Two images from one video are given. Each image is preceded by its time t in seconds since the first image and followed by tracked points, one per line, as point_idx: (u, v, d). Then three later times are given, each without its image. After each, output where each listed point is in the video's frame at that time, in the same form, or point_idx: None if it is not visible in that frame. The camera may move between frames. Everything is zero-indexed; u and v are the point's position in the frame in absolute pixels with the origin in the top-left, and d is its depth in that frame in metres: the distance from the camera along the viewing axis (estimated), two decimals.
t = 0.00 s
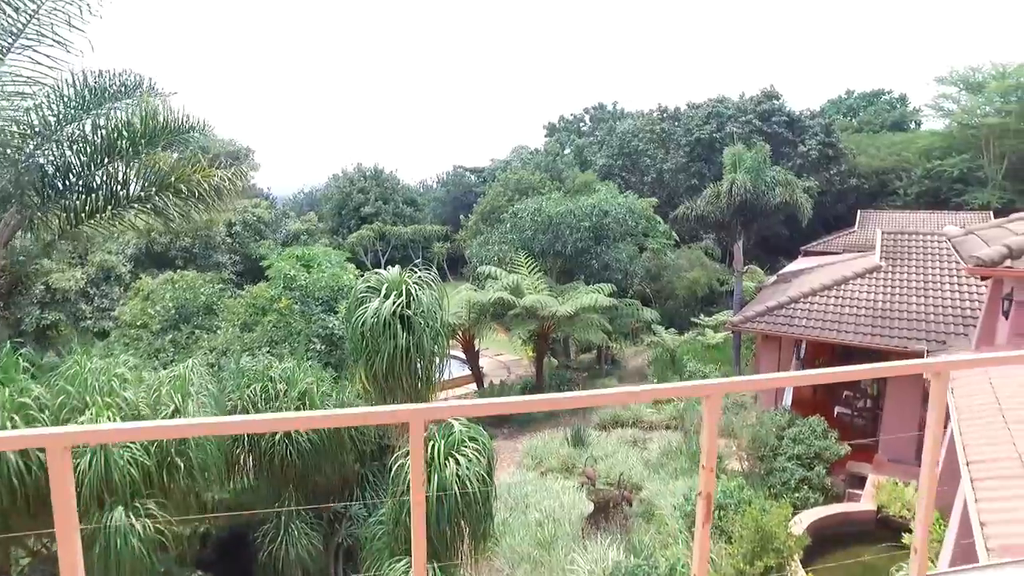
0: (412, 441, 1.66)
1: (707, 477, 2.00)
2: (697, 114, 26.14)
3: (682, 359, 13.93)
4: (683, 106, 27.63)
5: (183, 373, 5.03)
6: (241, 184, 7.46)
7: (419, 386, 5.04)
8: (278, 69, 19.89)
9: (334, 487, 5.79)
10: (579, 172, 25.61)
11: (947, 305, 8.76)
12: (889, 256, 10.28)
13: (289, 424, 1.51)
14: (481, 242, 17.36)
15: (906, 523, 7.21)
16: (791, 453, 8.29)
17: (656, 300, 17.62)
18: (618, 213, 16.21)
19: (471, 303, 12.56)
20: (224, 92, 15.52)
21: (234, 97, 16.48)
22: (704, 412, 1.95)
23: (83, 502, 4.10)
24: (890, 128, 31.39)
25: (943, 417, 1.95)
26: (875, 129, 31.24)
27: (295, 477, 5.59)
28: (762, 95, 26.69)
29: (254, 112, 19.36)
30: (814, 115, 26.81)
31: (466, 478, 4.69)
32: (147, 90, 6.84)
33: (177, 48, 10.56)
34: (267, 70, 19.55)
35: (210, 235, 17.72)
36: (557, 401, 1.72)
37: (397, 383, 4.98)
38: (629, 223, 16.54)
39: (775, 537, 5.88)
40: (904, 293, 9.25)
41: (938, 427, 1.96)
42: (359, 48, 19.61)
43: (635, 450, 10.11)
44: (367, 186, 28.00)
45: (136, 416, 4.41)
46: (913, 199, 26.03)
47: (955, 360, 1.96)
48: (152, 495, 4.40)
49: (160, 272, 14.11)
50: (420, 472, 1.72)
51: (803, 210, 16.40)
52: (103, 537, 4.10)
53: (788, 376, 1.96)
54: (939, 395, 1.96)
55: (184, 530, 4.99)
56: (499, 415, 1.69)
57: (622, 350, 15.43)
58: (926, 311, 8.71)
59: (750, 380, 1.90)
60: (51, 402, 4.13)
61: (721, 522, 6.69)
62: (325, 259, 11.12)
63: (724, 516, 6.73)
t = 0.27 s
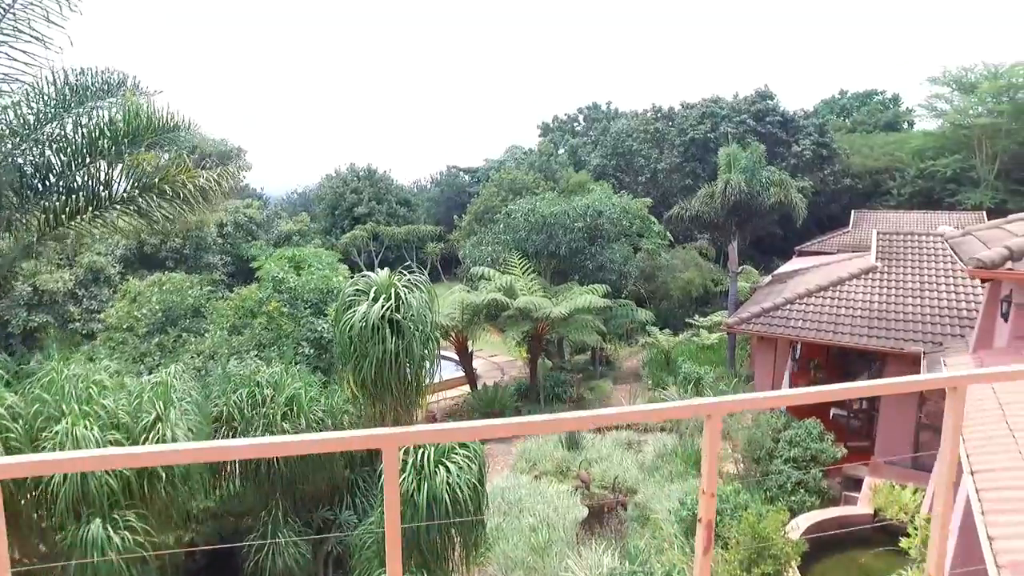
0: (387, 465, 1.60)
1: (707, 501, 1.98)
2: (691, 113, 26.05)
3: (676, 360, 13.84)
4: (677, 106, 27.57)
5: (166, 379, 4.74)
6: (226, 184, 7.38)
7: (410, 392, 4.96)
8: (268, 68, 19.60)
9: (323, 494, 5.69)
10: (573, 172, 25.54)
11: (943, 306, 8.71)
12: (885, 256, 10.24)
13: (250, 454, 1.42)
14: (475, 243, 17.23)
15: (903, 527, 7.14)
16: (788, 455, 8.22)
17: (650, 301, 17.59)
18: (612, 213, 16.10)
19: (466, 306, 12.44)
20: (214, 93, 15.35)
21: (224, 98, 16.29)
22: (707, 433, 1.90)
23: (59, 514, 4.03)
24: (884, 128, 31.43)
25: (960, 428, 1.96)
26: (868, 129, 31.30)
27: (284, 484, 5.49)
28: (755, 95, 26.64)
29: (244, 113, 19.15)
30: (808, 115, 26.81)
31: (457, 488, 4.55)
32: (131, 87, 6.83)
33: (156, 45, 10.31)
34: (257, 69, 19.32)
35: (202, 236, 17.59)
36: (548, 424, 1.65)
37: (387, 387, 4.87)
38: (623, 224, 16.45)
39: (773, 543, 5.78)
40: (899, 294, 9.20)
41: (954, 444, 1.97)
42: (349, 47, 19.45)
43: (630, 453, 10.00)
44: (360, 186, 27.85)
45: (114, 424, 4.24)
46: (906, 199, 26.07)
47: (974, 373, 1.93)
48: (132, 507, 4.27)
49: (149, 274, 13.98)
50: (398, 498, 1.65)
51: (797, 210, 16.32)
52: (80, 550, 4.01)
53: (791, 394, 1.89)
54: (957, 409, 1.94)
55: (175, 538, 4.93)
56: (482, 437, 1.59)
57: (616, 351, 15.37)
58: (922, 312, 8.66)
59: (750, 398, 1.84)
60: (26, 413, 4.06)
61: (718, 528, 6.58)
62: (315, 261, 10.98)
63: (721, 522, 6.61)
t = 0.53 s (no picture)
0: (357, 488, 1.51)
1: (709, 524, 1.90)
2: (686, 113, 25.99)
3: (673, 361, 13.73)
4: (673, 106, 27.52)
5: (149, 382, 4.60)
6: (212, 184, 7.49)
7: (401, 395, 4.85)
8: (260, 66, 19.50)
9: (313, 497, 5.58)
10: (568, 172, 25.50)
11: (941, 306, 8.64)
12: (882, 256, 10.16)
13: (201, 478, 1.29)
14: (469, 243, 17.12)
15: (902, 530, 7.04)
16: (785, 458, 8.11)
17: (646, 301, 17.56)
18: (607, 212, 15.99)
19: (460, 305, 12.28)
20: (207, 93, 15.28)
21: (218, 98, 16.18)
22: (708, 452, 1.81)
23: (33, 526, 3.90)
24: (879, 128, 31.44)
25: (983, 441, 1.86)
26: (864, 129, 31.32)
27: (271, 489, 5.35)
28: (751, 95, 26.58)
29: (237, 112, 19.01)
30: (803, 114, 26.79)
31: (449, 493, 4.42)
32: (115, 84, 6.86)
33: (144, 43, 10.17)
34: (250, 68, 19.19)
35: (194, 236, 17.23)
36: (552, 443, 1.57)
37: (378, 389, 4.76)
38: (619, 223, 16.35)
39: (770, 548, 5.69)
40: (897, 295, 9.13)
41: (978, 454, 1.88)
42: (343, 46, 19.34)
43: (626, 455, 9.89)
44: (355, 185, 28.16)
45: (94, 430, 4.12)
46: (901, 198, 26.10)
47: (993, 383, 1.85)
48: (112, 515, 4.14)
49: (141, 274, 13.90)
50: (365, 517, 1.57)
51: (794, 210, 16.21)
52: (56, 562, 3.87)
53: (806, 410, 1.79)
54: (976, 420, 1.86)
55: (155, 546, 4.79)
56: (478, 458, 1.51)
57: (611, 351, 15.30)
58: (920, 313, 8.59)
59: (774, 413, 1.76)
60: None
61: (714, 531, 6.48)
62: (308, 262, 10.88)
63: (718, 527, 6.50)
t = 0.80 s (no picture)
0: (317, 515, 1.43)
1: (710, 551, 1.77)
2: (680, 112, 25.94)
3: (667, 361, 13.63)
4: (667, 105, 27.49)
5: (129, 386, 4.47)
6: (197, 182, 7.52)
7: (389, 400, 4.72)
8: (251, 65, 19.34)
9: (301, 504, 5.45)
10: (562, 171, 25.46)
11: (938, 306, 8.57)
12: (878, 255, 10.10)
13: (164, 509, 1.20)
14: (462, 243, 17.00)
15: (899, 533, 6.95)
16: (780, 459, 8.03)
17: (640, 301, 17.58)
18: (601, 212, 15.88)
19: (453, 305, 12.14)
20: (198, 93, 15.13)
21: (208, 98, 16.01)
22: (709, 472, 1.70)
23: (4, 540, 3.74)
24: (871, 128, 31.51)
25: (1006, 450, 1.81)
26: (856, 128, 31.41)
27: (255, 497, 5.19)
28: (744, 94, 26.55)
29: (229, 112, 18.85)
30: (797, 114, 26.79)
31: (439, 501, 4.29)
32: (97, 81, 7.32)
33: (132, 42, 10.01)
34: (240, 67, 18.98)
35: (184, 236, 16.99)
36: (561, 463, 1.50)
37: (365, 393, 4.63)
38: (613, 222, 16.25)
39: (767, 552, 5.59)
40: (893, 295, 9.07)
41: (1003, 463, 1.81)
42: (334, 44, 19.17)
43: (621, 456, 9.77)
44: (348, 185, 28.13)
45: (70, 437, 3.99)
46: (895, 197, 26.20)
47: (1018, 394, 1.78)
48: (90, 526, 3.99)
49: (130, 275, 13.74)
50: (327, 548, 1.47)
51: (788, 209, 16.13)
52: None
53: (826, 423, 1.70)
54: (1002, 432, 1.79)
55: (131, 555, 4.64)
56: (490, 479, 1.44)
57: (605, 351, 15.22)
58: (916, 313, 8.52)
59: (807, 423, 1.68)
60: None
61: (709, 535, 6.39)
62: (298, 263, 10.74)
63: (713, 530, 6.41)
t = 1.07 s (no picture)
0: (262, 557, 1.27)
1: None
2: (671, 112, 25.91)
3: (659, 362, 13.57)
4: (658, 105, 27.48)
5: (105, 391, 4.35)
6: (176, 182, 7.78)
7: (375, 408, 4.61)
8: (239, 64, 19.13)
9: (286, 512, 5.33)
10: (554, 171, 25.44)
11: (930, 306, 8.54)
12: (869, 255, 10.08)
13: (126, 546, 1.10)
14: (453, 243, 16.90)
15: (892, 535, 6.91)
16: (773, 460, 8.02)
17: (631, 301, 17.58)
18: (592, 212, 15.80)
19: (443, 306, 12.04)
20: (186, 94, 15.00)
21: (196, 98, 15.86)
22: (704, 494, 1.64)
23: None
24: (861, 128, 31.71)
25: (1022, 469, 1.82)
26: (847, 128, 31.59)
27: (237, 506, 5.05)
28: (736, 93, 26.48)
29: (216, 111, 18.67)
30: (788, 113, 26.83)
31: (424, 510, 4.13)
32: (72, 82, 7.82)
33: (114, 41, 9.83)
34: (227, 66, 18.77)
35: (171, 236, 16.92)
36: (572, 488, 1.43)
37: (349, 399, 4.50)
38: (604, 222, 16.16)
39: (759, 556, 5.53)
40: (885, 295, 9.04)
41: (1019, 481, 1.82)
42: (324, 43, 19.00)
43: (612, 458, 9.69)
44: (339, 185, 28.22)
45: (42, 446, 3.83)
46: (884, 197, 26.39)
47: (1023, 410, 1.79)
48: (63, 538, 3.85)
49: (117, 276, 13.57)
50: None
51: (780, 209, 16.07)
52: None
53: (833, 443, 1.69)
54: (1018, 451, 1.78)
55: (104, 565, 4.51)
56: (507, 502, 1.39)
57: (597, 352, 15.16)
58: (908, 313, 8.50)
59: (827, 442, 1.68)
60: None
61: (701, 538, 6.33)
62: (285, 265, 10.60)
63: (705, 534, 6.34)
